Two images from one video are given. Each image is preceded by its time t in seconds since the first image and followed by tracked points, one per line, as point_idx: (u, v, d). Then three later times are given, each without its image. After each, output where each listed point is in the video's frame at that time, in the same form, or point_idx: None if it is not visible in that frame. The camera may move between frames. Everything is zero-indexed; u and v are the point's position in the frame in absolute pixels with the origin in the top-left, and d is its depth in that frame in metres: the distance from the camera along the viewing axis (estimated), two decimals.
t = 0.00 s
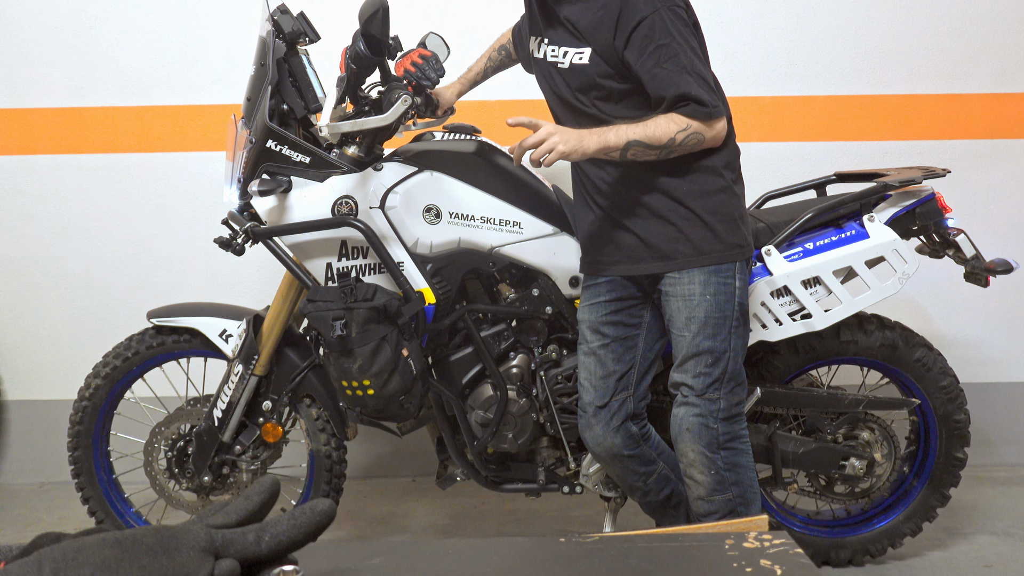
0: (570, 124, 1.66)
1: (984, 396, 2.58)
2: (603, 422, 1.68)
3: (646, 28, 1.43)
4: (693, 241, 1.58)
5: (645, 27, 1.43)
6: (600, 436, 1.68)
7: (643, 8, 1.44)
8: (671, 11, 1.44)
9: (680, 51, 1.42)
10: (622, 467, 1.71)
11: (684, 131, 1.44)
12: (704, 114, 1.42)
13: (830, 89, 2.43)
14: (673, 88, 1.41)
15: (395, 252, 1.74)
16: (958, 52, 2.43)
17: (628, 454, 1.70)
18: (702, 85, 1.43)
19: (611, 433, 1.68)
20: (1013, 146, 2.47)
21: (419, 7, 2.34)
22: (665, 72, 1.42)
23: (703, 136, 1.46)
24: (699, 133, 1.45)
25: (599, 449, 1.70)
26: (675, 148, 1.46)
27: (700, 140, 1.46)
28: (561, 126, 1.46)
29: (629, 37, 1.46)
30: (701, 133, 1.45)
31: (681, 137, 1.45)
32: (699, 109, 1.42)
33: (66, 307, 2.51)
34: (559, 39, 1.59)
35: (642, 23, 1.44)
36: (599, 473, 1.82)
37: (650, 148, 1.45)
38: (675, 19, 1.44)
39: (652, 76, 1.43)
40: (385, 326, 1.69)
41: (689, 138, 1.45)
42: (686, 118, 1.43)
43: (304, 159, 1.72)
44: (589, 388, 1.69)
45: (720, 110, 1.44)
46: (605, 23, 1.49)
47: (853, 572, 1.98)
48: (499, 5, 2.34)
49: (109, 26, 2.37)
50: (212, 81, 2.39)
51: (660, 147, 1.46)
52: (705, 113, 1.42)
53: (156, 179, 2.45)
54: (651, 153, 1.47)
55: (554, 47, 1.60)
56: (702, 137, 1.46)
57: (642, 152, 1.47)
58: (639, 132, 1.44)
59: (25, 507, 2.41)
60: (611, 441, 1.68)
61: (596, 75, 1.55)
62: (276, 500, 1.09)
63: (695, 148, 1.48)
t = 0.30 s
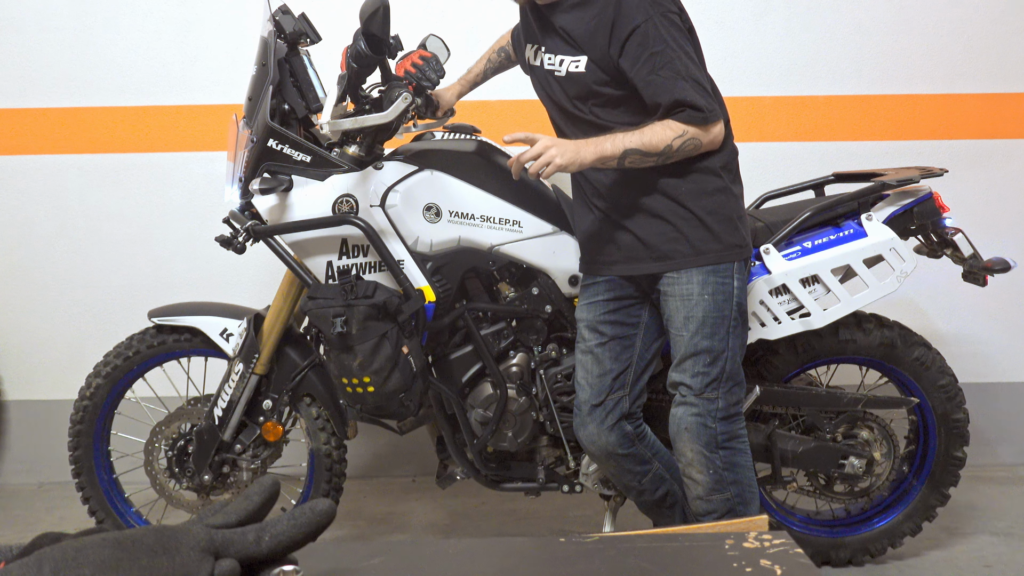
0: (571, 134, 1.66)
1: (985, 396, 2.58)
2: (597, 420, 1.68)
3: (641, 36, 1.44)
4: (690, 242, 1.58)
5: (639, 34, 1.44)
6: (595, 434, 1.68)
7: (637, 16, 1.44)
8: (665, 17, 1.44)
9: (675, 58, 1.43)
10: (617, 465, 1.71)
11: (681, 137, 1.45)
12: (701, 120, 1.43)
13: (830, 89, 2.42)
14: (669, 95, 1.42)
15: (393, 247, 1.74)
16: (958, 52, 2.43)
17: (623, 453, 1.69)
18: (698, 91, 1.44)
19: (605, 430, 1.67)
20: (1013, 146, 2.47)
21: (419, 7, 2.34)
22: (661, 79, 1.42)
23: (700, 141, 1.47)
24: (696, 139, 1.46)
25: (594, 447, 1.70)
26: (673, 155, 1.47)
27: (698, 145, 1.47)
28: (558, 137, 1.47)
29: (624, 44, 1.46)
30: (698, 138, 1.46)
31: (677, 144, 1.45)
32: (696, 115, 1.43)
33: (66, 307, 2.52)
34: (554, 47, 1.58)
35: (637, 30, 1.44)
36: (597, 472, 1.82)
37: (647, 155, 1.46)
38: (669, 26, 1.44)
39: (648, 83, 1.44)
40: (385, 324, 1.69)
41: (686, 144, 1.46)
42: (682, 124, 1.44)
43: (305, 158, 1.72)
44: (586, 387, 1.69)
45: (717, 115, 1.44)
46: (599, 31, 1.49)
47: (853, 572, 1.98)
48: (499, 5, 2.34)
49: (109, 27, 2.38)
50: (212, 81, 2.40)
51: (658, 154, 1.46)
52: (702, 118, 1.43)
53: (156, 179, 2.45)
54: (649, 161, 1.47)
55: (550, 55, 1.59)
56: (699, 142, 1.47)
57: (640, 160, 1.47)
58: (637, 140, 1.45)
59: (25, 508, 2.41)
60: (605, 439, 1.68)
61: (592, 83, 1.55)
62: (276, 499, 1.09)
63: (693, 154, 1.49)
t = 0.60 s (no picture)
0: (571, 139, 1.66)
1: (984, 396, 2.58)
2: (595, 419, 1.68)
3: (636, 41, 1.44)
4: (690, 241, 1.58)
5: (634, 40, 1.44)
6: (592, 433, 1.68)
7: (632, 21, 1.44)
8: (659, 22, 1.44)
9: (669, 62, 1.43)
10: (614, 464, 1.71)
11: (677, 142, 1.45)
12: (697, 124, 1.43)
13: (829, 89, 2.42)
14: (665, 99, 1.42)
15: (389, 240, 1.74)
16: (958, 52, 2.43)
17: (621, 452, 1.69)
18: (694, 94, 1.44)
19: (602, 429, 1.68)
20: (1012, 146, 2.47)
21: (418, 7, 2.34)
22: (656, 84, 1.43)
23: (697, 144, 1.47)
24: (694, 143, 1.46)
25: (591, 445, 1.69)
26: (672, 160, 1.47)
27: (696, 148, 1.47)
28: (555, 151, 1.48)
29: (620, 50, 1.47)
30: (695, 141, 1.46)
31: (674, 148, 1.46)
32: (692, 119, 1.43)
33: (66, 307, 2.52)
34: (552, 53, 1.58)
35: (631, 36, 1.44)
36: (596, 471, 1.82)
37: (645, 162, 1.46)
38: (664, 30, 1.44)
39: (644, 89, 1.44)
40: (386, 321, 1.69)
41: (684, 148, 1.46)
42: (678, 129, 1.44)
43: (306, 157, 1.72)
44: (584, 385, 1.69)
45: (713, 117, 1.45)
46: (595, 38, 1.49)
47: (853, 572, 1.98)
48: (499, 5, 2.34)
49: (109, 27, 2.38)
50: (212, 82, 2.40)
51: (655, 159, 1.46)
52: (698, 122, 1.43)
53: (156, 179, 2.45)
54: (647, 167, 1.48)
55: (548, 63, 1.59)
56: (697, 144, 1.47)
57: (638, 167, 1.48)
58: (633, 147, 1.46)
59: (24, 508, 2.41)
60: (601, 437, 1.68)
61: (590, 89, 1.55)
62: (276, 499, 1.09)
63: (691, 157, 1.49)
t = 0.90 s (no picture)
0: (573, 150, 1.66)
1: (985, 395, 2.57)
2: (592, 419, 1.68)
3: (624, 52, 1.44)
4: (694, 240, 1.58)
5: (622, 51, 1.44)
6: (589, 433, 1.68)
7: (618, 32, 1.44)
8: (645, 29, 1.44)
9: (660, 69, 1.42)
10: (612, 464, 1.70)
11: (678, 145, 1.45)
12: (696, 124, 1.42)
13: (829, 89, 2.42)
14: (659, 105, 1.41)
15: (389, 237, 1.74)
16: (958, 52, 2.42)
17: (618, 452, 1.69)
18: (689, 96, 1.42)
19: (600, 429, 1.67)
20: (1012, 146, 2.47)
21: (418, 6, 2.34)
22: (649, 91, 1.42)
23: (698, 144, 1.46)
24: (695, 143, 1.46)
25: (589, 445, 1.69)
26: (674, 163, 1.47)
27: (697, 148, 1.47)
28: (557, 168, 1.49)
29: (609, 62, 1.47)
30: (696, 141, 1.45)
31: (676, 152, 1.45)
32: (690, 121, 1.42)
33: (67, 307, 2.52)
34: (544, 71, 1.59)
35: (618, 48, 1.44)
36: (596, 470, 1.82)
37: (649, 168, 1.47)
38: (651, 38, 1.44)
39: (638, 98, 1.43)
40: (386, 319, 1.69)
41: (685, 150, 1.46)
42: (677, 133, 1.43)
43: (307, 156, 1.72)
44: (584, 385, 1.69)
45: (711, 116, 1.43)
46: (584, 52, 1.50)
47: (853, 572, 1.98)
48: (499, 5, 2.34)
49: (109, 27, 2.38)
50: (212, 81, 2.40)
51: (658, 165, 1.47)
52: (696, 123, 1.42)
53: (156, 179, 2.45)
54: (652, 172, 1.48)
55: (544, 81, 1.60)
56: (698, 145, 1.46)
57: (643, 174, 1.48)
58: (635, 157, 1.46)
59: (25, 508, 2.41)
60: (599, 438, 1.68)
61: (585, 102, 1.55)
62: (276, 499, 1.09)
63: (694, 157, 1.49)
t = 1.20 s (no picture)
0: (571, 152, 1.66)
1: (985, 395, 2.57)
2: (590, 419, 1.68)
3: (607, 52, 1.44)
4: (692, 240, 1.58)
5: (605, 52, 1.44)
6: (587, 433, 1.68)
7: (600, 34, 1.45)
8: (627, 30, 1.45)
9: (642, 69, 1.41)
10: (610, 464, 1.70)
11: (665, 146, 1.45)
12: (681, 122, 1.41)
13: (829, 89, 2.42)
14: (643, 104, 1.41)
15: (389, 237, 1.74)
16: (958, 51, 2.42)
17: (616, 452, 1.69)
18: (673, 93, 1.42)
19: (597, 429, 1.68)
20: (1012, 146, 2.47)
21: (418, 6, 2.34)
22: (632, 91, 1.42)
23: (685, 142, 1.45)
24: (682, 142, 1.45)
25: (587, 445, 1.70)
26: (663, 163, 1.47)
27: (685, 146, 1.46)
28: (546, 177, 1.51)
29: (594, 63, 1.47)
30: (683, 140, 1.45)
31: (663, 152, 1.45)
32: (675, 119, 1.41)
33: (67, 307, 2.52)
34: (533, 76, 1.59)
35: (602, 50, 1.45)
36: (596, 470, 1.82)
37: (637, 170, 1.47)
38: (633, 38, 1.44)
39: (622, 99, 1.43)
40: (386, 319, 1.69)
41: (673, 150, 1.46)
42: (662, 133, 1.43)
43: (307, 156, 1.72)
44: (582, 385, 1.69)
45: (696, 113, 1.42)
46: (570, 56, 1.50)
47: (853, 572, 1.98)
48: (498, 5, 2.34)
49: (109, 26, 2.38)
50: (212, 81, 2.40)
51: (647, 166, 1.47)
52: (681, 121, 1.41)
53: (156, 179, 2.45)
54: (641, 174, 1.48)
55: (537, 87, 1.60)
56: (686, 143, 1.46)
57: (632, 176, 1.49)
58: (622, 161, 1.47)
59: (25, 508, 2.41)
60: (597, 438, 1.68)
61: (575, 104, 1.55)
62: (276, 499, 1.09)
63: (683, 155, 1.48)
